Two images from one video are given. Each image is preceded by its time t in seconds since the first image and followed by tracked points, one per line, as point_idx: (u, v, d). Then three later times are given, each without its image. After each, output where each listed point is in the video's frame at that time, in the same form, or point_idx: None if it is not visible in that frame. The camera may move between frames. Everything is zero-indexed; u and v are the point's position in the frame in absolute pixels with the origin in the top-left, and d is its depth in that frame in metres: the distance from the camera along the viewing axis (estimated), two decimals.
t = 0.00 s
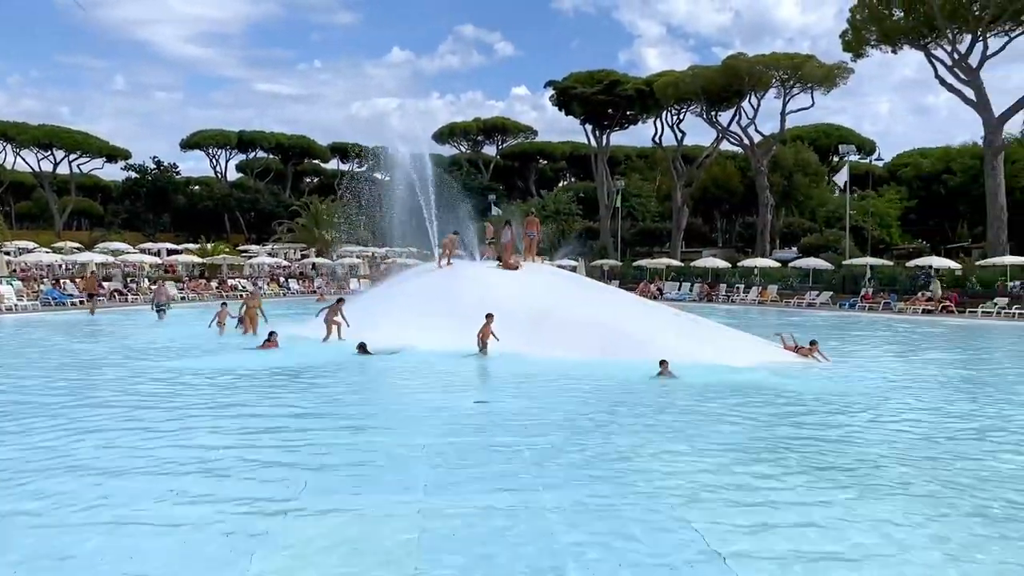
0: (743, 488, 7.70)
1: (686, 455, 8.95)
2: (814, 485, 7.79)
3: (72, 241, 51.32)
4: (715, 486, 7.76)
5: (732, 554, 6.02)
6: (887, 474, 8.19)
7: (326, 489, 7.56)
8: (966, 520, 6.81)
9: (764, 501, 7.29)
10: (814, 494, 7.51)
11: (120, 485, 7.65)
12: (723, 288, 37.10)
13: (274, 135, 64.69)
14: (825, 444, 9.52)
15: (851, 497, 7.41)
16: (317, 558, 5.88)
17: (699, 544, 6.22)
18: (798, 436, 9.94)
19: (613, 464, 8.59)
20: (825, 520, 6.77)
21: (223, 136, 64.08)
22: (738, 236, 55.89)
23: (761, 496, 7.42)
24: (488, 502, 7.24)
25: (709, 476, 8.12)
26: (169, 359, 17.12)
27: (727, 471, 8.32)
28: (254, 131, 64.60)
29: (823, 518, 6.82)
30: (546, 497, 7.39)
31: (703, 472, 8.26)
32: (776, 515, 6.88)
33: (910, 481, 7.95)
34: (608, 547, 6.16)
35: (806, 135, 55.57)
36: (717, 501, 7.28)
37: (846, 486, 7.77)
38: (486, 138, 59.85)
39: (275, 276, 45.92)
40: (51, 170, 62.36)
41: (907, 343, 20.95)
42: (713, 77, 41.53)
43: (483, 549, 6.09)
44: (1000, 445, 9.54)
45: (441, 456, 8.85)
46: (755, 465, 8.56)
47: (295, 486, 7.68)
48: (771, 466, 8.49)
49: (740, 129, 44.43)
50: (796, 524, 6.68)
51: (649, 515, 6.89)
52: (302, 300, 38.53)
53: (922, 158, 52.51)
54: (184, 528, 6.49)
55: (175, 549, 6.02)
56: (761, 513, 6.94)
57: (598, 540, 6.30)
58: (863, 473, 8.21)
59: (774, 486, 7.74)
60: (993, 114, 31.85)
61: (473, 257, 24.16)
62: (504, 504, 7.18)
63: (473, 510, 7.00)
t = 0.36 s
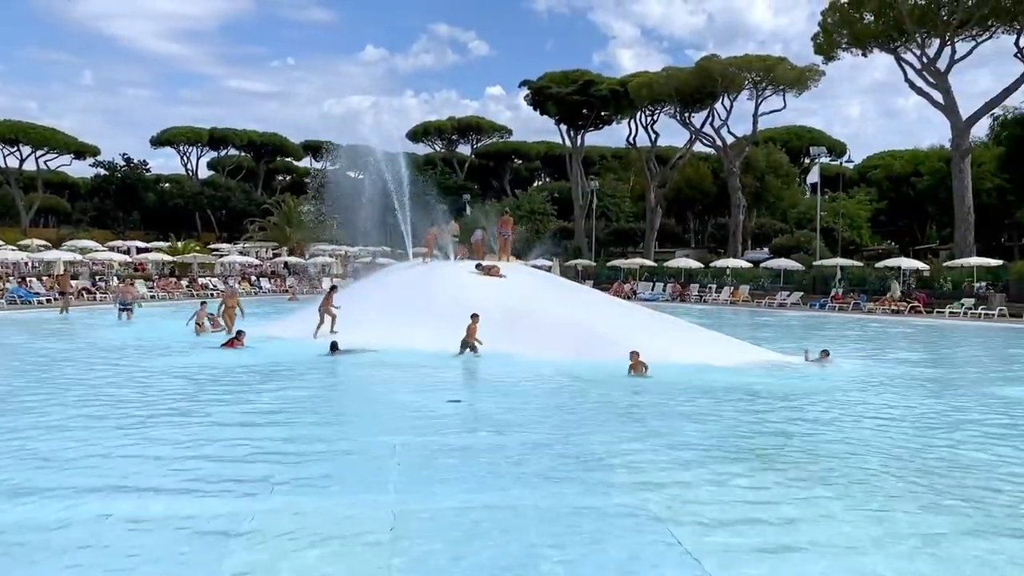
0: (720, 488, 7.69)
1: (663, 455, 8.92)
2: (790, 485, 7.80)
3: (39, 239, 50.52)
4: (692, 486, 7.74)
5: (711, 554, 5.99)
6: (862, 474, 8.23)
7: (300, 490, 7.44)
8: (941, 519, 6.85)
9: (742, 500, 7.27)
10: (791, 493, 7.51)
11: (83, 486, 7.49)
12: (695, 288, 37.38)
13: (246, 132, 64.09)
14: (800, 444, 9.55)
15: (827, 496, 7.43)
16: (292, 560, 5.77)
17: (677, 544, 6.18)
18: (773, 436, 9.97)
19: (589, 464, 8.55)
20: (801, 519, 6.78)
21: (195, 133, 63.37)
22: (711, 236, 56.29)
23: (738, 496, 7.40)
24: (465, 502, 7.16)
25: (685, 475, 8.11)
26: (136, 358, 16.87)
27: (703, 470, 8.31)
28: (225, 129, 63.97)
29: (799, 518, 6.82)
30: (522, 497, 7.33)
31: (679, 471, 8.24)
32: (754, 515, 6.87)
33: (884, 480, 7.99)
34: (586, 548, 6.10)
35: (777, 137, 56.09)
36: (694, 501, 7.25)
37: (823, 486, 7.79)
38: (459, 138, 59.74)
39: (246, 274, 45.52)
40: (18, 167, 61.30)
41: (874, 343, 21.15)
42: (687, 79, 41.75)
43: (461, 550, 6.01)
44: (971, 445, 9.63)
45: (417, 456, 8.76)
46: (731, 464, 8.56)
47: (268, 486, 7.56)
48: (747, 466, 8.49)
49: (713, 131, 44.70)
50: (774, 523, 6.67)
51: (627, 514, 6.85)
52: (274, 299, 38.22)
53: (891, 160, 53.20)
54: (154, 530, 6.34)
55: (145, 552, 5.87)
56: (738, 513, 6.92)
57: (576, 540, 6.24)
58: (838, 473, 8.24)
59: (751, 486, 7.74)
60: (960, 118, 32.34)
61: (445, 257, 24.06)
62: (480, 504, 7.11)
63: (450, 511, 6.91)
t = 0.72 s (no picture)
0: (689, 487, 7.72)
1: (633, 454, 8.94)
2: (759, 484, 7.85)
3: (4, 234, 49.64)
4: (662, 485, 7.76)
5: (680, 554, 6.01)
6: (829, 473, 8.30)
7: (267, 490, 7.37)
8: (906, 517, 6.92)
9: (710, 500, 7.31)
10: (759, 493, 7.56)
11: (43, 485, 7.39)
12: (668, 288, 37.55)
13: (217, 128, 63.40)
14: (769, 444, 9.62)
15: (795, 495, 7.48)
16: (257, 561, 5.71)
17: (643, 542, 6.22)
18: (743, 435, 10.03)
19: (560, 463, 8.55)
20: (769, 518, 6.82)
21: (165, 128, 62.60)
22: (684, 236, 56.61)
23: (706, 495, 7.44)
24: (434, 502, 7.13)
25: (655, 475, 8.12)
26: (102, 356, 16.64)
27: (673, 470, 8.33)
28: (197, 124, 63.24)
29: (768, 517, 6.86)
30: (492, 497, 7.31)
31: (649, 471, 8.26)
32: (723, 514, 6.90)
33: (852, 480, 8.06)
34: (553, 546, 6.12)
35: (749, 138, 56.53)
36: (664, 500, 7.27)
37: (791, 485, 7.85)
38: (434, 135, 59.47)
39: (217, 271, 45.04)
40: None
41: (842, 343, 21.37)
42: (661, 79, 41.91)
43: (430, 550, 5.98)
44: (936, 444, 9.76)
45: (386, 456, 8.71)
46: (701, 464, 8.60)
47: (235, 486, 7.47)
48: (717, 465, 8.53)
49: (686, 131, 44.89)
50: (742, 522, 6.70)
51: (596, 514, 6.85)
52: (244, 296, 37.84)
53: (862, 161, 53.79)
54: (117, 530, 6.27)
55: (108, 554, 5.78)
56: (706, 512, 6.96)
57: (545, 540, 6.23)
58: (802, 470, 8.38)
59: (719, 485, 7.78)
60: (928, 121, 32.77)
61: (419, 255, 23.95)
62: (449, 504, 7.08)
63: (419, 511, 6.88)
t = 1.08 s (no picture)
0: (656, 484, 7.72)
1: (600, 452, 8.94)
2: (723, 481, 7.88)
3: None
4: (628, 483, 7.74)
5: (631, 547, 6.08)
6: (793, 471, 8.35)
7: (230, 488, 7.25)
8: (870, 513, 6.96)
9: (676, 497, 7.31)
10: (726, 491, 7.57)
11: None
12: (637, 287, 37.76)
13: (186, 122, 62.64)
14: (734, 441, 9.67)
15: (760, 493, 7.50)
16: (218, 554, 5.71)
17: (601, 537, 6.24)
18: (709, 433, 10.07)
19: (521, 459, 8.64)
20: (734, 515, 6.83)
21: (133, 121, 61.77)
22: (654, 235, 56.95)
23: (672, 493, 7.44)
24: (399, 500, 7.06)
25: (622, 473, 8.12)
26: (63, 352, 16.39)
27: (640, 468, 8.33)
28: (165, 118, 62.45)
29: (732, 514, 6.88)
30: (458, 495, 7.24)
31: (616, 468, 8.26)
32: (688, 511, 6.91)
33: (815, 477, 8.12)
34: (511, 542, 6.12)
35: (720, 138, 57.01)
36: (629, 497, 7.26)
37: (756, 482, 7.88)
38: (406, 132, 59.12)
39: (184, 267, 44.52)
40: None
41: (807, 342, 21.62)
42: (633, 79, 42.09)
43: (395, 548, 5.92)
44: (897, 442, 9.87)
45: (353, 454, 8.63)
46: (668, 461, 8.61)
47: (196, 484, 7.36)
48: (684, 463, 8.55)
49: (657, 131, 45.11)
50: (708, 520, 6.70)
51: (563, 512, 6.82)
52: (212, 293, 37.43)
53: (829, 162, 54.45)
54: (71, 527, 6.18)
55: (64, 554, 5.65)
56: (673, 510, 6.94)
57: (510, 538, 6.19)
58: (762, 467, 8.47)
59: (685, 483, 7.79)
60: (894, 123, 33.25)
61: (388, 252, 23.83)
62: (415, 502, 7.01)
63: (382, 509, 6.81)
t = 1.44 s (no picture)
0: (623, 481, 7.79)
1: (568, 450, 9.01)
2: (690, 478, 7.98)
3: None
4: (596, 480, 7.80)
5: (593, 541, 6.18)
6: (757, 467, 8.48)
7: (197, 489, 7.20)
8: (833, 509, 7.10)
9: (644, 494, 7.39)
10: (692, 487, 7.67)
11: None
12: (604, 285, 37.96)
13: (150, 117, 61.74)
14: (700, 438, 9.79)
15: (726, 489, 7.61)
16: (183, 555, 5.71)
17: (565, 533, 6.33)
18: (675, 430, 10.19)
19: (485, 455, 8.70)
20: (701, 512, 6.92)
21: (95, 116, 60.71)
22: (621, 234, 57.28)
23: (639, 490, 7.52)
24: (368, 499, 7.05)
25: (590, 469, 8.19)
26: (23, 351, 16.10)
27: (607, 464, 8.41)
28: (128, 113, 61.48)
29: (698, 510, 6.97)
30: (428, 494, 7.26)
31: (579, 464, 8.35)
32: (655, 507, 6.99)
33: (778, 473, 8.26)
34: (477, 538, 6.19)
35: (687, 138, 57.51)
36: (598, 494, 7.32)
37: (722, 478, 7.99)
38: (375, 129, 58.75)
39: (147, 264, 43.90)
40: None
41: (771, 339, 21.93)
42: (600, 78, 42.32)
43: (366, 547, 5.92)
44: (859, 438, 10.07)
45: (320, 452, 8.60)
46: (635, 458, 8.70)
47: (160, 484, 7.35)
48: (651, 459, 8.64)
49: (625, 130, 45.39)
50: (675, 516, 6.78)
51: (532, 511, 6.86)
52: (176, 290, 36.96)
53: (793, 162, 55.17)
54: (32, 530, 6.13)
55: (26, 557, 5.62)
56: (641, 506, 7.01)
57: (480, 536, 6.23)
58: (722, 463, 8.62)
59: (652, 479, 7.87)
60: (856, 123, 33.81)
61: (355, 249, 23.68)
62: (384, 501, 7.01)
63: (351, 508, 6.80)
